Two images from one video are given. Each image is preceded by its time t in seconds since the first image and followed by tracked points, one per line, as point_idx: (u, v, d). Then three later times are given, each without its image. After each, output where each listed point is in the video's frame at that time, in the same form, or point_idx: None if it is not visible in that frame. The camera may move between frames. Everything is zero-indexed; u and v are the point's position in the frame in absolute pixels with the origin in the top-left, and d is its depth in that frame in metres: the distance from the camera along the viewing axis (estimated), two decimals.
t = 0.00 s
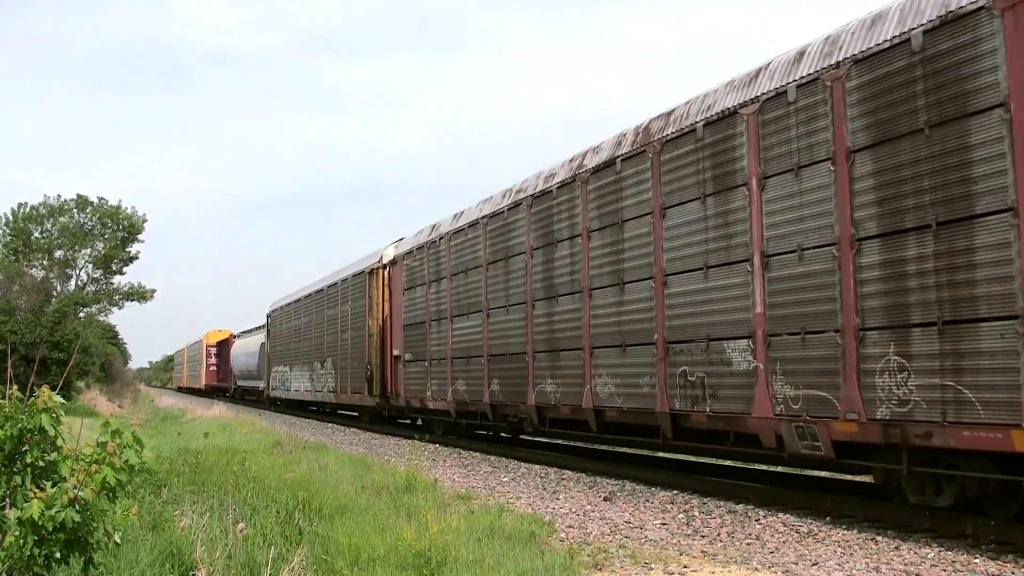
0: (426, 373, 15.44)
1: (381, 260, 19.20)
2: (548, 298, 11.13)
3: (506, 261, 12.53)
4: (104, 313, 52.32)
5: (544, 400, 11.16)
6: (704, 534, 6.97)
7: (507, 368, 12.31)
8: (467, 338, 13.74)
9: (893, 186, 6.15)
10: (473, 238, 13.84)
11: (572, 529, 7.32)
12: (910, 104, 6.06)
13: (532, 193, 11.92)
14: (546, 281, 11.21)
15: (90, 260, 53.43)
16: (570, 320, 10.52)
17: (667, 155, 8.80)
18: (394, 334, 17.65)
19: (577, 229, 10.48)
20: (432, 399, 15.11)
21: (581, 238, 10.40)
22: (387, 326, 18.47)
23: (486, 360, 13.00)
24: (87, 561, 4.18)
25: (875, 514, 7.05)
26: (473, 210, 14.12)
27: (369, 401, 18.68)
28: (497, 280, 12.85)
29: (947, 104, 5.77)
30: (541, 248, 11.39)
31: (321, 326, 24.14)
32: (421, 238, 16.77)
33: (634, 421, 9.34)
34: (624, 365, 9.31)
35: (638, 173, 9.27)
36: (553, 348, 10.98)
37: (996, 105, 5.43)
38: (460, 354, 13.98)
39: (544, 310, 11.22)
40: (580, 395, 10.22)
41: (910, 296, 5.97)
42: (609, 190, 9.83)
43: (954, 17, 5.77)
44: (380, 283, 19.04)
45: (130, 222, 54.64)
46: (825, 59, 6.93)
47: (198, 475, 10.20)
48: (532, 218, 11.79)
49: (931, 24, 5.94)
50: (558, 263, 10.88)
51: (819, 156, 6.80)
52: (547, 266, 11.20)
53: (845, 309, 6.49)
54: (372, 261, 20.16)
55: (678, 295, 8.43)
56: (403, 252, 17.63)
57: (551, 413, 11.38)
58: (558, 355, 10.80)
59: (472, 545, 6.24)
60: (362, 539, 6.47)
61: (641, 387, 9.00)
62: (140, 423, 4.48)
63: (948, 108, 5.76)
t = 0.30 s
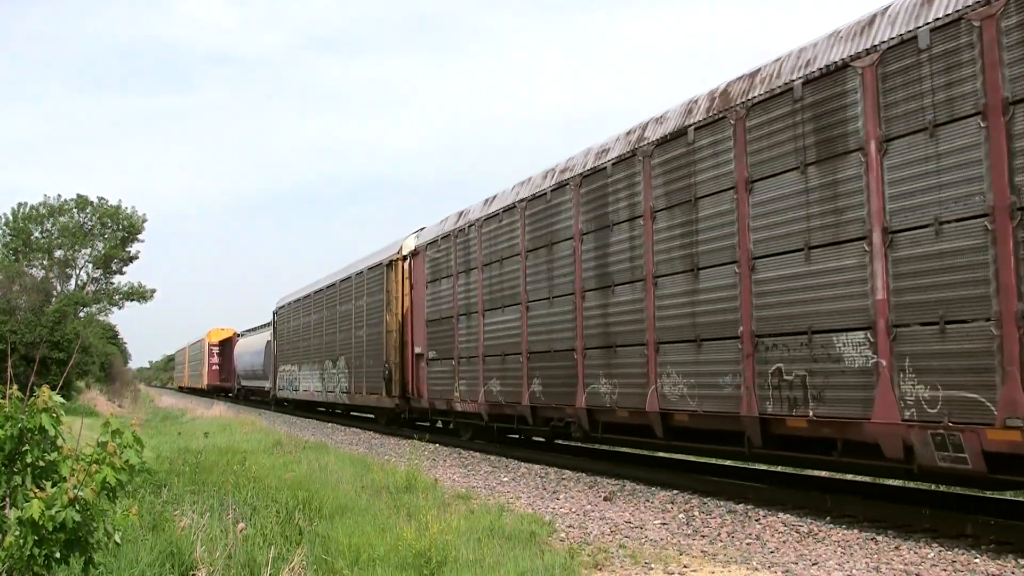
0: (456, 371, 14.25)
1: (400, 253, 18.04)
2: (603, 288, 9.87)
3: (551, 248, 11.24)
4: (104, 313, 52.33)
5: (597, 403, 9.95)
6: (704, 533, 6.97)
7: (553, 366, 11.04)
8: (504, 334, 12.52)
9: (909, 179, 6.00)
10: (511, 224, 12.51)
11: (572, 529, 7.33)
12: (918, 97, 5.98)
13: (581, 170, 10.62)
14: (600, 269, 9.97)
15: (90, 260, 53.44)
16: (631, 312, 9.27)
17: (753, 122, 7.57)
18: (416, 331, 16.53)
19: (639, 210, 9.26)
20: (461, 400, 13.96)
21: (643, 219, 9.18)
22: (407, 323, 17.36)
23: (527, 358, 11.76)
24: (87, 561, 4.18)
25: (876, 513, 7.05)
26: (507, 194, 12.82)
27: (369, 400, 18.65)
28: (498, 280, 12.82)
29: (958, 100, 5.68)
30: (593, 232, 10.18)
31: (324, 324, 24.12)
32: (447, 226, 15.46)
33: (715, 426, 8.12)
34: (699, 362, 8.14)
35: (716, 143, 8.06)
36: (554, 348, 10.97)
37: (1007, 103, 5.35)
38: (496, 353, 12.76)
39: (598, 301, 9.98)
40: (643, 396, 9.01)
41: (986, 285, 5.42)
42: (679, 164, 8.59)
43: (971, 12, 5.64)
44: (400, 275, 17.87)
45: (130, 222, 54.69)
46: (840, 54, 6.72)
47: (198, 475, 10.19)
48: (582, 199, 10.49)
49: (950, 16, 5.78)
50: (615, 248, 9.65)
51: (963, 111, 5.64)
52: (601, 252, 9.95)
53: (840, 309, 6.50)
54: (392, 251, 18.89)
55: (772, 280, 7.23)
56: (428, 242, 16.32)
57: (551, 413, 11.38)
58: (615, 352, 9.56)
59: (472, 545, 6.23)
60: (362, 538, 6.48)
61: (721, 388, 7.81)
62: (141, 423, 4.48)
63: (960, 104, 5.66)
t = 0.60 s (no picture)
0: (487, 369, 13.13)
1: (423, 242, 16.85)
2: (672, 275, 8.71)
3: (604, 232, 10.05)
4: (105, 313, 52.36)
5: (663, 406, 8.76)
6: (704, 533, 6.98)
7: (607, 366, 9.84)
8: (546, 330, 11.35)
9: (900, 181, 6.10)
10: (556, 208, 11.29)
11: (572, 529, 7.33)
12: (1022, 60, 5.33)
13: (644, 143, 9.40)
14: (666, 253, 8.82)
15: (90, 260, 53.47)
16: (707, 301, 8.13)
17: (868, 76, 6.44)
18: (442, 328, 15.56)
19: (717, 186, 8.11)
20: (495, 401, 12.85)
21: (723, 195, 8.04)
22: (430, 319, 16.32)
23: (574, 356, 10.55)
24: (88, 560, 4.18)
25: (876, 513, 7.04)
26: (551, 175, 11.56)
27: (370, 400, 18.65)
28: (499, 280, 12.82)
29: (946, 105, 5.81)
30: (656, 213, 9.06)
31: (330, 322, 24.14)
32: (478, 212, 14.23)
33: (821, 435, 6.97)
34: (797, 361, 7.02)
35: (817, 104, 6.94)
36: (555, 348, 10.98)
37: (991, 107, 5.50)
38: (536, 350, 11.58)
39: (664, 290, 8.82)
40: (725, 401, 7.85)
41: None
42: (770, 130, 7.46)
43: None
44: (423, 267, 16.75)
45: (131, 222, 54.75)
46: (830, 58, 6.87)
47: (198, 474, 10.20)
48: (644, 175, 9.31)
49: None
50: (687, 229, 8.51)
51: None
52: (669, 234, 8.80)
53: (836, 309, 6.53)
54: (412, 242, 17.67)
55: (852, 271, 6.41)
56: (455, 229, 15.13)
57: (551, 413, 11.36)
58: (688, 348, 8.40)
59: (472, 545, 6.24)
60: (362, 538, 6.49)
61: (829, 390, 6.69)
62: (141, 423, 4.49)
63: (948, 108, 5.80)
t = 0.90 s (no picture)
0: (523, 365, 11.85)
1: (448, 229, 15.50)
2: (762, 259, 7.51)
3: (671, 210, 8.83)
4: (105, 313, 52.36)
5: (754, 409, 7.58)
6: (705, 532, 6.98)
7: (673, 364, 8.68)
8: (596, 321, 10.10)
9: None
10: (613, 185, 9.95)
11: (572, 528, 7.34)
12: None
13: (726, 108, 8.10)
14: (753, 232, 7.63)
15: (90, 260, 53.48)
16: (811, 285, 6.92)
17: None
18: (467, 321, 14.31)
19: (821, 151, 6.86)
20: (534, 403, 11.66)
21: (830, 161, 6.78)
22: (455, 313, 15.12)
23: (634, 353, 9.33)
24: (88, 560, 4.19)
25: (876, 513, 7.04)
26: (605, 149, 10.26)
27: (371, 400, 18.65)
28: (500, 280, 12.81)
29: None
30: (738, 187, 7.86)
31: (337, 321, 23.82)
32: (513, 195, 12.79)
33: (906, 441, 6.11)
34: (934, 356, 5.79)
35: (958, 49, 5.74)
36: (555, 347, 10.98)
37: None
38: (584, 345, 10.34)
39: (751, 275, 7.64)
40: (832, 402, 6.68)
41: None
42: (894, 84, 6.22)
43: None
44: (448, 258, 15.45)
45: (131, 222, 54.78)
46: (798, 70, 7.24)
47: (198, 474, 10.21)
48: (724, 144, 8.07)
49: None
50: (781, 203, 7.30)
51: None
52: (756, 211, 7.60)
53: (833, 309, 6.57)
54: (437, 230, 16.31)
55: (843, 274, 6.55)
56: (485, 215, 13.71)
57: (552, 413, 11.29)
58: (784, 341, 7.22)
59: (471, 544, 6.24)
60: (361, 537, 6.49)
61: (872, 389, 6.30)
62: (140, 423, 4.49)
63: (975, 97, 5.59)
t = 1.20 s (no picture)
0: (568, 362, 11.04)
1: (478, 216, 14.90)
2: (885, 234, 6.45)
3: (761, 182, 7.78)
4: (105, 313, 52.35)
5: (871, 413, 6.52)
6: (705, 532, 6.99)
7: (768, 363, 7.59)
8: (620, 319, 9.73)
9: None
10: (685, 157, 8.89)
11: (571, 528, 7.35)
12: None
13: (833, 61, 7.03)
14: (871, 205, 6.58)
15: (91, 259, 53.48)
16: (950, 264, 5.90)
17: None
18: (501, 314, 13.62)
19: (965, 105, 5.83)
20: (584, 407, 10.61)
21: (978, 116, 5.74)
22: (486, 306, 14.67)
23: (712, 347, 8.31)
24: (88, 560, 4.19)
25: (876, 513, 7.04)
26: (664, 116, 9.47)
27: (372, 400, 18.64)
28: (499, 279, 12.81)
29: None
30: (851, 152, 6.79)
31: (353, 318, 23.42)
32: (558, 173, 11.88)
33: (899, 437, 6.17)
34: None
35: None
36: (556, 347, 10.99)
37: None
38: (649, 340, 9.31)
39: (869, 254, 6.57)
40: (944, 405, 5.94)
41: None
42: None
43: None
44: (479, 247, 14.94)
45: (131, 222, 54.83)
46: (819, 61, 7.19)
47: (198, 473, 10.22)
48: (834, 102, 6.98)
49: None
50: (909, 168, 6.26)
51: None
52: (877, 178, 6.53)
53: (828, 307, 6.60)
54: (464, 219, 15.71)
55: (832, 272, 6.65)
56: (526, 197, 12.74)
57: (576, 411, 10.97)
58: (914, 331, 6.16)
59: (471, 544, 6.24)
60: (361, 537, 6.49)
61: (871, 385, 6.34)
62: (141, 423, 4.50)
63: None
